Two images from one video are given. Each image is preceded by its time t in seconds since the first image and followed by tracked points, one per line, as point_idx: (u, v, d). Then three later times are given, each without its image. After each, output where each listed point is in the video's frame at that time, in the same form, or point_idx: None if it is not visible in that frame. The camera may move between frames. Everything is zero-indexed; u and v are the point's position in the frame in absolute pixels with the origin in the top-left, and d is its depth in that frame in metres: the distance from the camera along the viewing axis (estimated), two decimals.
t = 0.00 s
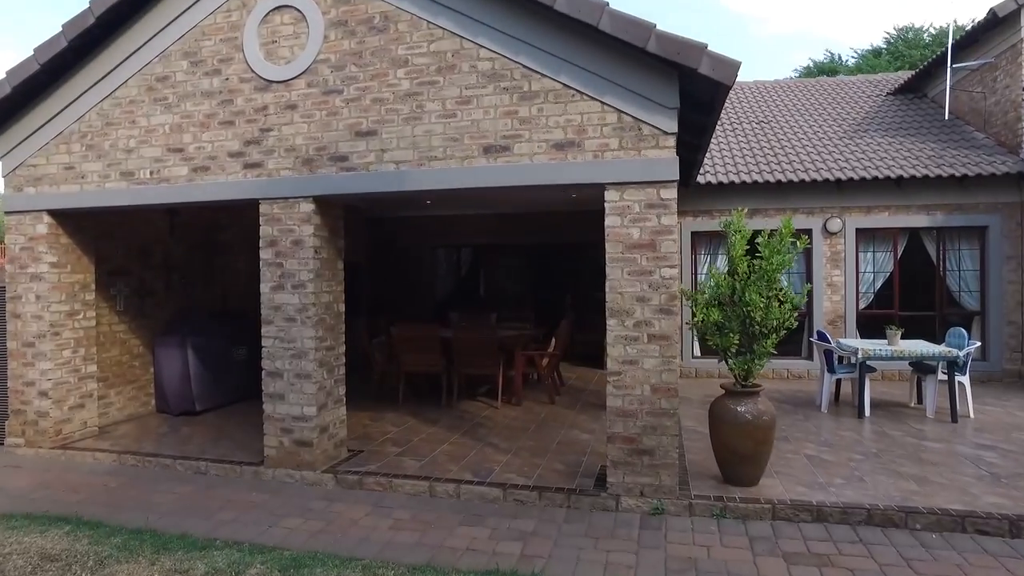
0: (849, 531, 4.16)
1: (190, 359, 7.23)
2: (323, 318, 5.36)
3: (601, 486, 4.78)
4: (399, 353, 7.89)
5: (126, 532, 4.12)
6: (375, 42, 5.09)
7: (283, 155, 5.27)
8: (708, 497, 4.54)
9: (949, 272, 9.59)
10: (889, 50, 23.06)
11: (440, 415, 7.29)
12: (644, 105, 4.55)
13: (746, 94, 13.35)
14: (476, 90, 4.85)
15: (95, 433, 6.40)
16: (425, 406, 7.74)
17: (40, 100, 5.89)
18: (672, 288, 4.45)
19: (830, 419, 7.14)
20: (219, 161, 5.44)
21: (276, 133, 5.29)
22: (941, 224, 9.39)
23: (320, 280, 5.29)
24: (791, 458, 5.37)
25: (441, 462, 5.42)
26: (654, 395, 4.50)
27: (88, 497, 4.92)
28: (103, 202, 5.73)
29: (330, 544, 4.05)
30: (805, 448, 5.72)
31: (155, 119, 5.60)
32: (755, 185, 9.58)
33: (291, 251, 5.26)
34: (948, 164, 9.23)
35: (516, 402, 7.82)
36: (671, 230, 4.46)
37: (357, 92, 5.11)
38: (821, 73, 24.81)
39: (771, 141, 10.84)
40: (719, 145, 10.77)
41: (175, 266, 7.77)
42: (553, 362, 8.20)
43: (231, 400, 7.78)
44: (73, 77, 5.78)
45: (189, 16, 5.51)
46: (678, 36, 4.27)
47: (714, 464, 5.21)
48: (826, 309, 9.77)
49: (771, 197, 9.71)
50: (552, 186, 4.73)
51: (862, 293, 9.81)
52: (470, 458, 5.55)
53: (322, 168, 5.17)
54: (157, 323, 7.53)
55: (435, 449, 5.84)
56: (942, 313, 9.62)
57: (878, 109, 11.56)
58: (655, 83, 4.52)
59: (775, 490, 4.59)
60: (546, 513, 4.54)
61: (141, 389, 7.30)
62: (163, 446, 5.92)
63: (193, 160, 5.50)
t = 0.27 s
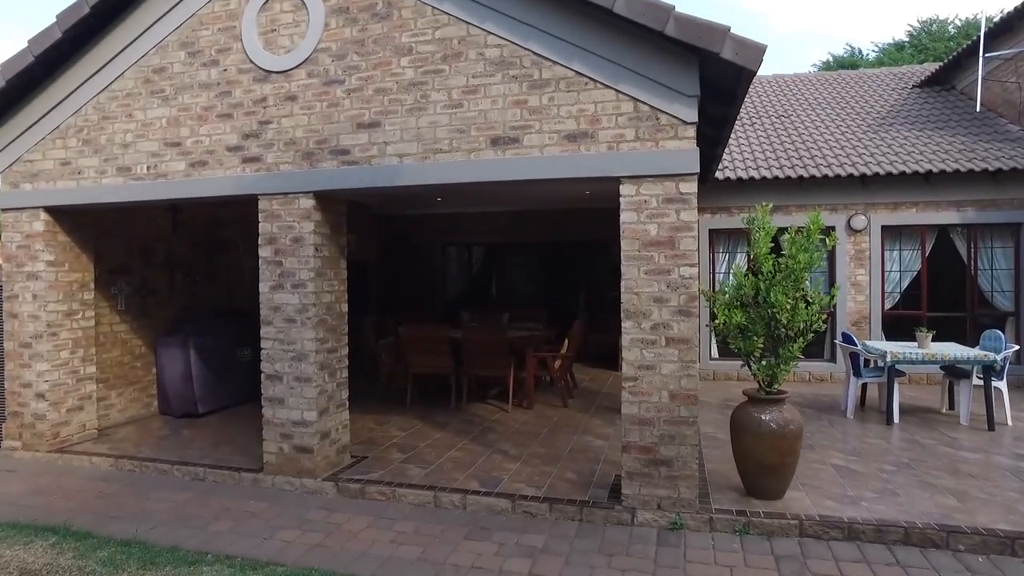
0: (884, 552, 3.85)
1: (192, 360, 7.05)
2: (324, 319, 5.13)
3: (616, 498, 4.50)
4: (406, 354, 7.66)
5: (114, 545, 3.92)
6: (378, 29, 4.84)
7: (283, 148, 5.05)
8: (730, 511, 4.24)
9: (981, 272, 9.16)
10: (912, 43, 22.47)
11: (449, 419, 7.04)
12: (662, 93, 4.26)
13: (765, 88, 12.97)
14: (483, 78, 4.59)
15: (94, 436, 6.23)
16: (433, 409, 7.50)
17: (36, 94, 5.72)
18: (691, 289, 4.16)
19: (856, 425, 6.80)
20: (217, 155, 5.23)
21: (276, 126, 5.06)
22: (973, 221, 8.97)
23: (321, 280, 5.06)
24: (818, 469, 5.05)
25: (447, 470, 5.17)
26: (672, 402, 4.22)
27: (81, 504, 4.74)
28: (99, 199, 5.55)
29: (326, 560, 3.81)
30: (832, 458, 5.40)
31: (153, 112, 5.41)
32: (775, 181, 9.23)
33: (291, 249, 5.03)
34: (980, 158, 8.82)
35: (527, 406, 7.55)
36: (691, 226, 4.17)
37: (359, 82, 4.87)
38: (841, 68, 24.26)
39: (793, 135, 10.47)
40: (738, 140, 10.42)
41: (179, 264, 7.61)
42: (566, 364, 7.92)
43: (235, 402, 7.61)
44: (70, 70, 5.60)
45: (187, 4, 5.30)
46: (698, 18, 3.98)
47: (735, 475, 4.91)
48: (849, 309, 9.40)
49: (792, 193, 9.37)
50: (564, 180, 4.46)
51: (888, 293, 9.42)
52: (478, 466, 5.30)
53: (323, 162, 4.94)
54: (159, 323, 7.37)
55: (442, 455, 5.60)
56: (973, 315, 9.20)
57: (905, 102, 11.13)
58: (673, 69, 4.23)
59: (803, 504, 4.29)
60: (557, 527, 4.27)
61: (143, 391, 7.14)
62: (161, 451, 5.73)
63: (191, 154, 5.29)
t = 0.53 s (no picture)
0: None
1: (198, 361, 6.89)
2: (329, 320, 4.91)
3: (635, 513, 4.21)
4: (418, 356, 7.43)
5: (105, 558, 3.72)
6: (385, 16, 4.61)
7: (286, 142, 4.83)
8: (759, 530, 3.91)
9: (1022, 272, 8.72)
10: (942, 36, 21.81)
11: (461, 424, 6.79)
12: (686, 80, 3.96)
13: (790, 82, 12.56)
14: (495, 66, 4.33)
15: (97, 439, 6.07)
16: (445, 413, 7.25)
17: (37, 88, 5.56)
18: (718, 289, 3.86)
19: (891, 434, 6.43)
20: (219, 150, 5.03)
21: (279, 119, 4.85)
22: (1012, 219, 8.52)
23: (326, 279, 4.84)
24: (854, 483, 4.71)
25: (457, 480, 4.92)
26: (697, 411, 3.92)
27: (77, 512, 4.56)
28: (101, 195, 5.38)
29: None
30: (867, 470, 5.06)
31: (154, 106, 5.22)
32: (802, 177, 8.86)
33: (295, 247, 4.82)
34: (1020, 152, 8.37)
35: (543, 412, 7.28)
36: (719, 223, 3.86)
37: (365, 72, 4.64)
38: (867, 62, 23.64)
39: (819, 130, 10.07)
40: (762, 135, 10.05)
41: (187, 263, 7.45)
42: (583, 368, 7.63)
43: (243, 405, 7.43)
44: (71, 63, 5.44)
45: None
46: None
47: (764, 489, 4.60)
48: (880, 311, 9.00)
49: (820, 190, 8.98)
50: (580, 174, 4.19)
51: (921, 294, 8.99)
52: (489, 476, 5.04)
53: (328, 156, 4.71)
54: (166, 323, 7.22)
55: (452, 464, 5.34)
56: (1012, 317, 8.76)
57: (938, 95, 10.67)
58: (699, 55, 3.93)
59: (840, 523, 3.97)
60: (572, 544, 3.99)
61: (149, 392, 6.99)
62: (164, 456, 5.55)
63: (193, 149, 5.10)
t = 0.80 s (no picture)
0: None
1: (201, 362, 6.73)
2: (330, 321, 4.71)
3: (651, 527, 3.96)
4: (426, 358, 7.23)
5: (93, 570, 3.54)
6: (388, 3, 4.40)
7: (286, 136, 4.64)
8: (784, 546, 3.65)
9: None
10: (967, 28, 21.23)
11: (469, 428, 6.57)
12: (705, 67, 3.71)
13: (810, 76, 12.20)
14: (502, 53, 4.11)
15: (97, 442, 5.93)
16: (453, 417, 7.04)
17: (35, 83, 5.42)
18: (740, 289, 3.61)
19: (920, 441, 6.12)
20: (218, 144, 4.85)
21: (279, 111, 4.66)
22: None
23: (327, 278, 4.64)
24: (885, 496, 4.42)
25: (463, 489, 4.70)
26: (717, 419, 3.67)
27: (70, 519, 4.40)
28: (98, 192, 5.23)
29: None
30: (898, 480, 4.76)
31: (152, 99, 5.06)
32: (823, 173, 8.54)
33: (294, 245, 4.63)
34: None
35: (555, 416, 7.04)
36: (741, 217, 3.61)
37: (367, 61, 4.43)
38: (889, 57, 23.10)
39: (841, 124, 9.73)
40: (782, 131, 9.74)
41: (191, 263, 7.30)
42: (596, 370, 7.38)
43: (246, 407, 7.28)
44: (68, 56, 5.29)
45: None
46: None
47: (789, 501, 4.33)
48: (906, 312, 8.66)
49: (842, 186, 8.66)
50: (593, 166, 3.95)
51: (949, 295, 8.66)
52: (497, 484, 4.81)
53: (328, 150, 4.52)
54: (169, 324, 7.08)
55: (459, 471, 5.13)
56: None
57: (965, 88, 10.28)
58: (720, 40, 3.68)
59: (871, 540, 3.70)
60: (584, 560, 3.76)
61: (152, 394, 6.85)
62: (163, 460, 5.39)
63: (191, 144, 4.93)
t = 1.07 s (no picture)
0: None
1: (203, 363, 6.53)
2: (329, 322, 4.44)
3: (671, 548, 3.64)
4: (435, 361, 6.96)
5: None
6: None
7: (283, 126, 4.39)
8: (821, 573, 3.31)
9: None
10: (1000, 19, 20.50)
11: (479, 434, 6.28)
12: (732, 46, 3.37)
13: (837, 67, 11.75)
14: (511, 34, 3.81)
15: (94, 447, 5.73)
16: (463, 422, 6.75)
17: (28, 74, 5.22)
18: (771, 289, 3.27)
19: (961, 452, 5.71)
20: (214, 136, 4.61)
21: (276, 100, 4.41)
22: None
23: (325, 277, 4.38)
24: (928, 515, 4.05)
25: (470, 501, 4.41)
26: (745, 432, 3.34)
27: (56, 530, 4.19)
28: (92, 187, 5.01)
29: None
30: (941, 497, 4.38)
31: (146, 90, 4.83)
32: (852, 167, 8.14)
33: (291, 241, 4.37)
34: None
35: (569, 422, 6.72)
36: (772, 210, 3.27)
37: (367, 46, 4.16)
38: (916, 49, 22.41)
39: (870, 117, 9.30)
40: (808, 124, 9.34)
41: (195, 261, 7.10)
42: (612, 374, 7.04)
43: (250, 410, 7.06)
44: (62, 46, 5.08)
45: None
46: None
47: (822, 520, 3.97)
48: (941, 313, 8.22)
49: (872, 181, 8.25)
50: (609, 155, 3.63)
51: (987, 295, 8.20)
52: (505, 496, 4.51)
53: (327, 141, 4.26)
54: (171, 323, 6.89)
55: (466, 481, 4.84)
56: None
57: (1002, 77, 9.78)
58: (748, 15, 3.34)
59: (916, 567, 3.35)
60: None
61: (153, 397, 6.67)
62: (159, 466, 5.17)
63: (186, 136, 4.70)
